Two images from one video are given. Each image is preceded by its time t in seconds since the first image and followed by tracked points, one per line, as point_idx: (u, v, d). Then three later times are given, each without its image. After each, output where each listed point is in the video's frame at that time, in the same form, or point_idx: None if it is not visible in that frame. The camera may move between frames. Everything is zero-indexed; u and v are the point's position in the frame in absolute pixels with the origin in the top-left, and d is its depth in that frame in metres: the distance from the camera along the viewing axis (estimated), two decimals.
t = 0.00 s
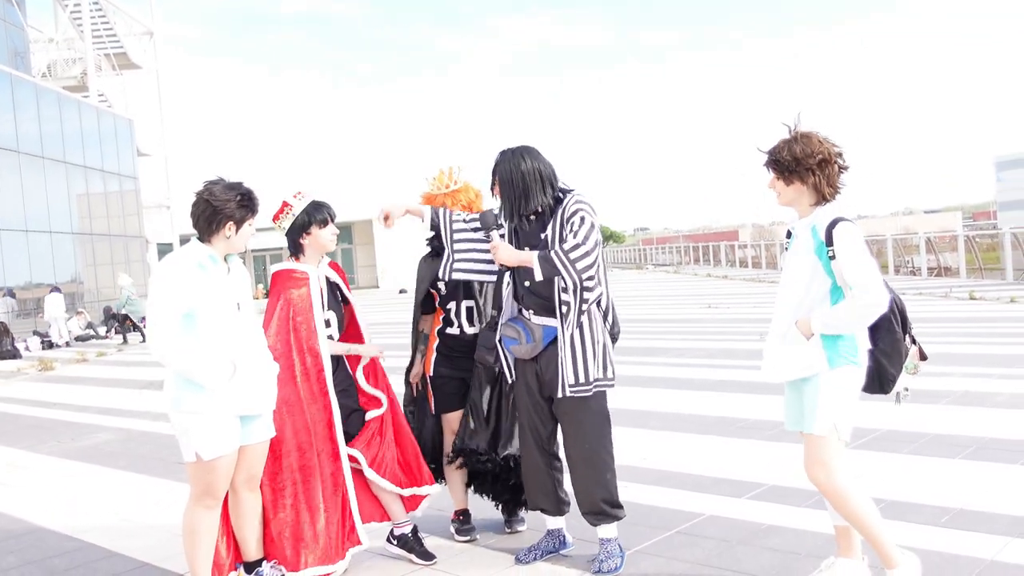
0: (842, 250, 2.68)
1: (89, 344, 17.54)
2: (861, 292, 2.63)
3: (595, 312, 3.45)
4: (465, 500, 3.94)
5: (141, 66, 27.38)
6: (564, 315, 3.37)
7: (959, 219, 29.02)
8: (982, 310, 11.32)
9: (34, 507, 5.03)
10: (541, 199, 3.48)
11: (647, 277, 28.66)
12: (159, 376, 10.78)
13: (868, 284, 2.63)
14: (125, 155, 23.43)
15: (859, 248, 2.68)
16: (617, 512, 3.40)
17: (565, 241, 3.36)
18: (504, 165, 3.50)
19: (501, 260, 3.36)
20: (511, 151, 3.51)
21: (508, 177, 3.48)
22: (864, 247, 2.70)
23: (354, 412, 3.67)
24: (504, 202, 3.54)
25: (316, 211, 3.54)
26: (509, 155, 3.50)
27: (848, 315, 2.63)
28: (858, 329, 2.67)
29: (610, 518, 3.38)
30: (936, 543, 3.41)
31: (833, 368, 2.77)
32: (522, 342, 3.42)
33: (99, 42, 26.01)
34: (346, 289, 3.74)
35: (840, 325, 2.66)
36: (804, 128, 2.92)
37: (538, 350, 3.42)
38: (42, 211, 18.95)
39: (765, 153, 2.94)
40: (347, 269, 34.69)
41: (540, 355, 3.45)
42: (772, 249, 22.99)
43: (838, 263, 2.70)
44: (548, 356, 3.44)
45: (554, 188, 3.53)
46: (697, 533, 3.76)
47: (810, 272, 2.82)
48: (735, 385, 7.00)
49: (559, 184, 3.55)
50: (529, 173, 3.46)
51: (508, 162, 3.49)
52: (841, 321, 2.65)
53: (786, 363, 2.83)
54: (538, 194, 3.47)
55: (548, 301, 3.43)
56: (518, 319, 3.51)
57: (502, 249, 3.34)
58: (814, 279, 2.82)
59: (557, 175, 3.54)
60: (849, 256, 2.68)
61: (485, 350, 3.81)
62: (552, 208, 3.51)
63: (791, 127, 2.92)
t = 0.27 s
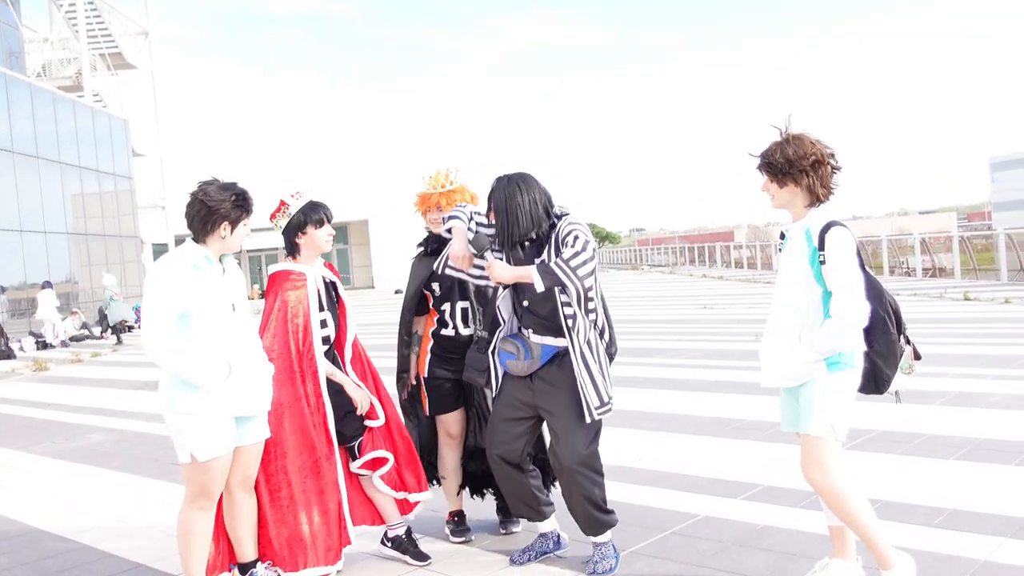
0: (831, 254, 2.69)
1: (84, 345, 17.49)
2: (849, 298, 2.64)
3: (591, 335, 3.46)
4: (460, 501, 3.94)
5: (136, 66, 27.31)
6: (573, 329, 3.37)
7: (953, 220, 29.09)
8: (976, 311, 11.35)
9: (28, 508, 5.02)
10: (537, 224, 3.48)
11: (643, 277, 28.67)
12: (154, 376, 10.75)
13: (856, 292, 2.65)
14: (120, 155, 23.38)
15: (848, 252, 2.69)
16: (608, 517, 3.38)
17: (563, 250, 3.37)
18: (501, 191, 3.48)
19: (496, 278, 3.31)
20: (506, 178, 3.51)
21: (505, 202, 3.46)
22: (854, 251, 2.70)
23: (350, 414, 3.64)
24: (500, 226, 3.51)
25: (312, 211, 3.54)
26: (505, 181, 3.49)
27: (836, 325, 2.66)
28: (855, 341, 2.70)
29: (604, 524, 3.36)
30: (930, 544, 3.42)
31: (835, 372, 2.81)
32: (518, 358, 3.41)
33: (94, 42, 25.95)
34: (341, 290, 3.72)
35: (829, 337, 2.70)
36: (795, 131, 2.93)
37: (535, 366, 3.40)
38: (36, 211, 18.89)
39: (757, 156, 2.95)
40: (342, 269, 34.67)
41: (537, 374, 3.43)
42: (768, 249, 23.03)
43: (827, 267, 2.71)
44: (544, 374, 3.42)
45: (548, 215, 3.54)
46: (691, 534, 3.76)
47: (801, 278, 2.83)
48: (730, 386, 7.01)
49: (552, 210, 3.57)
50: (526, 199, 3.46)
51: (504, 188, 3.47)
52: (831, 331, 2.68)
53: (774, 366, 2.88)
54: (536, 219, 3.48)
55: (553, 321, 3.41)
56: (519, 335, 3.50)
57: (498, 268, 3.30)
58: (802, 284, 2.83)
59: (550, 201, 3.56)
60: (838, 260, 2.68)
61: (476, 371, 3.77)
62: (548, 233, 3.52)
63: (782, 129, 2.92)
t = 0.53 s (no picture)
0: (828, 257, 2.68)
1: (79, 346, 17.44)
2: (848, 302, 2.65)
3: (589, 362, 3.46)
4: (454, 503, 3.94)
5: (131, 67, 27.28)
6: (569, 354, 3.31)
7: (948, 224, 29.17)
8: (971, 314, 11.37)
9: (21, 510, 5.00)
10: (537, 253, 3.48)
11: (639, 279, 28.70)
12: (148, 378, 10.73)
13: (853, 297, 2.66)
14: (116, 156, 23.34)
15: (845, 256, 2.68)
16: (599, 521, 3.34)
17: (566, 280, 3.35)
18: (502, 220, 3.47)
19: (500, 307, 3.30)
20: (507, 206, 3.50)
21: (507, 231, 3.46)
22: (851, 255, 2.71)
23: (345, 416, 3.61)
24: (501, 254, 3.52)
25: (304, 211, 3.53)
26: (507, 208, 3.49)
27: (832, 329, 2.69)
28: (850, 344, 2.73)
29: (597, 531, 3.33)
30: (923, 546, 3.43)
31: (828, 377, 2.80)
32: (510, 378, 3.43)
33: (90, 43, 25.91)
34: (334, 291, 3.71)
35: (824, 341, 2.72)
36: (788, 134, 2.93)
37: (526, 389, 3.42)
38: (31, 212, 18.84)
39: (751, 161, 2.95)
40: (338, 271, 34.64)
41: (526, 396, 3.44)
42: (763, 252, 23.06)
43: (824, 270, 2.70)
44: (534, 397, 3.43)
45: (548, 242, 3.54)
46: (685, 536, 3.76)
47: (795, 281, 2.82)
48: (725, 388, 7.02)
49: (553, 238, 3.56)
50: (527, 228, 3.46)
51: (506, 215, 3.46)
52: (826, 335, 2.71)
53: (768, 368, 2.88)
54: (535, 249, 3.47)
55: (552, 347, 3.42)
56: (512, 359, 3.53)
57: (501, 296, 3.29)
58: (796, 288, 2.82)
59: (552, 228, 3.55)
60: (836, 264, 2.67)
61: (463, 401, 3.78)
62: (548, 262, 3.51)
63: (775, 132, 2.92)
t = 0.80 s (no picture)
0: (830, 261, 2.68)
1: (74, 347, 17.41)
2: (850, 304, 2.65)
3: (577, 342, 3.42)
4: (450, 505, 3.93)
5: (128, 68, 27.24)
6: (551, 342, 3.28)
7: (944, 226, 29.25)
8: (966, 316, 11.39)
9: (14, 511, 4.98)
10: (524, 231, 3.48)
11: (636, 281, 28.71)
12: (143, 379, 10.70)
13: (854, 300, 2.66)
14: (111, 157, 23.30)
15: (846, 259, 2.69)
16: (597, 518, 3.37)
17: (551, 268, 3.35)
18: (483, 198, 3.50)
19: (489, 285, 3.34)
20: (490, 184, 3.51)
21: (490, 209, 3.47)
22: (852, 258, 2.71)
23: (342, 418, 3.62)
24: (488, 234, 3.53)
25: (298, 211, 3.54)
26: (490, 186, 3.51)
27: (833, 333, 2.67)
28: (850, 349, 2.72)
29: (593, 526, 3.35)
30: (920, 548, 3.43)
31: (830, 381, 2.79)
32: (504, 358, 3.39)
33: (86, 43, 25.86)
34: (331, 292, 3.71)
35: (825, 344, 2.70)
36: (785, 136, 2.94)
37: (521, 367, 3.38)
38: (26, 213, 18.80)
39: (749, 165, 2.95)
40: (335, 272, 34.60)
41: (520, 374, 3.41)
42: (759, 254, 23.09)
43: (825, 273, 2.69)
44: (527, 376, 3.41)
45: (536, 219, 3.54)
46: (681, 538, 3.76)
47: (797, 284, 2.82)
48: (721, 390, 7.02)
49: (541, 215, 3.56)
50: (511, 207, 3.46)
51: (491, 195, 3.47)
52: (828, 339, 2.69)
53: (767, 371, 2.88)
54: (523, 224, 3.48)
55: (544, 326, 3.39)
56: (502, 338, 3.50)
57: (487, 274, 3.32)
58: (797, 291, 2.82)
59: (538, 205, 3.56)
60: (837, 268, 2.67)
61: (459, 378, 3.75)
62: (536, 239, 3.51)
63: (773, 135, 2.93)
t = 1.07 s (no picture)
0: (827, 263, 2.68)
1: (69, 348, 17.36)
2: (846, 303, 2.65)
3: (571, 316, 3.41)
4: (447, 505, 3.92)
5: (123, 68, 27.19)
6: (541, 320, 3.31)
7: (939, 227, 29.33)
8: (961, 318, 11.42)
9: (8, 512, 4.97)
10: (515, 209, 3.50)
11: (632, 282, 28.73)
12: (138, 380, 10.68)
13: (851, 302, 2.66)
14: (107, 157, 23.26)
15: (845, 262, 2.69)
16: (598, 514, 3.40)
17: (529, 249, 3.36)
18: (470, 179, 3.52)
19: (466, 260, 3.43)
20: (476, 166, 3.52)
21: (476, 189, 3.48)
22: (849, 261, 2.71)
23: (335, 419, 3.62)
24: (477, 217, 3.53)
25: (296, 211, 3.54)
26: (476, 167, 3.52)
27: (829, 334, 2.67)
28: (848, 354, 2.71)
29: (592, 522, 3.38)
30: (915, 549, 3.43)
31: (827, 383, 2.77)
32: (502, 345, 3.42)
33: (81, 43, 25.81)
34: (329, 291, 3.67)
35: (822, 345, 2.69)
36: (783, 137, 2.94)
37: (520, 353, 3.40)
38: (21, 213, 18.76)
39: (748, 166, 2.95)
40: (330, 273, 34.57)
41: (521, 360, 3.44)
42: (755, 255, 23.13)
43: (823, 275, 2.70)
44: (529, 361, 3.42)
45: (525, 198, 3.56)
46: (677, 539, 3.76)
47: (796, 285, 2.84)
48: (717, 391, 7.02)
49: (530, 193, 3.58)
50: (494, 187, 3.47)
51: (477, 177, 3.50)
52: (824, 340, 2.68)
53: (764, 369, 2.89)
54: (513, 205, 3.49)
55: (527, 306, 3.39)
56: (498, 323, 3.50)
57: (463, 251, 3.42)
58: (796, 292, 2.84)
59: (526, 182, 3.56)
60: (835, 269, 2.67)
61: (462, 366, 3.73)
62: (525, 217, 3.54)
63: (771, 137, 2.93)
